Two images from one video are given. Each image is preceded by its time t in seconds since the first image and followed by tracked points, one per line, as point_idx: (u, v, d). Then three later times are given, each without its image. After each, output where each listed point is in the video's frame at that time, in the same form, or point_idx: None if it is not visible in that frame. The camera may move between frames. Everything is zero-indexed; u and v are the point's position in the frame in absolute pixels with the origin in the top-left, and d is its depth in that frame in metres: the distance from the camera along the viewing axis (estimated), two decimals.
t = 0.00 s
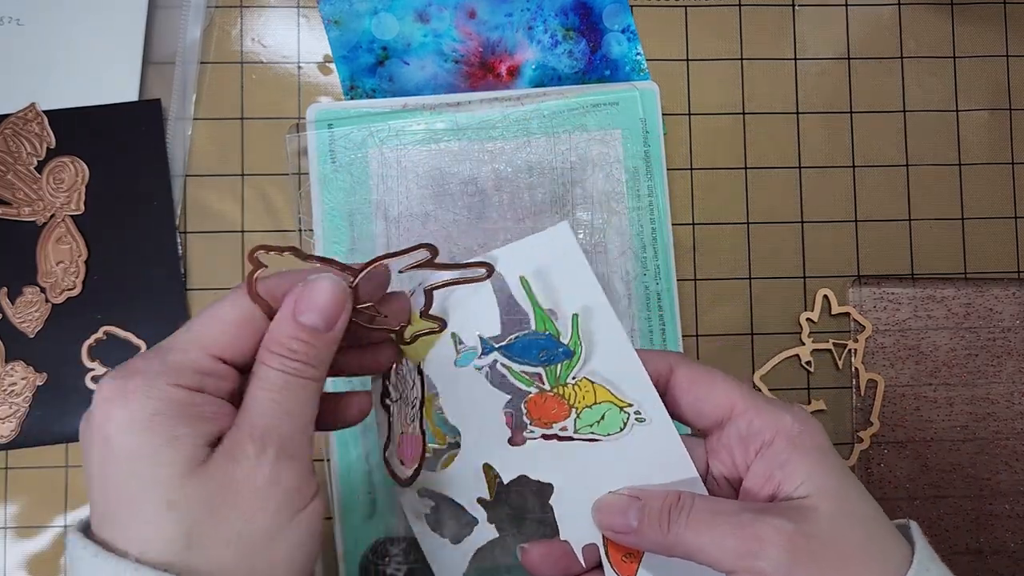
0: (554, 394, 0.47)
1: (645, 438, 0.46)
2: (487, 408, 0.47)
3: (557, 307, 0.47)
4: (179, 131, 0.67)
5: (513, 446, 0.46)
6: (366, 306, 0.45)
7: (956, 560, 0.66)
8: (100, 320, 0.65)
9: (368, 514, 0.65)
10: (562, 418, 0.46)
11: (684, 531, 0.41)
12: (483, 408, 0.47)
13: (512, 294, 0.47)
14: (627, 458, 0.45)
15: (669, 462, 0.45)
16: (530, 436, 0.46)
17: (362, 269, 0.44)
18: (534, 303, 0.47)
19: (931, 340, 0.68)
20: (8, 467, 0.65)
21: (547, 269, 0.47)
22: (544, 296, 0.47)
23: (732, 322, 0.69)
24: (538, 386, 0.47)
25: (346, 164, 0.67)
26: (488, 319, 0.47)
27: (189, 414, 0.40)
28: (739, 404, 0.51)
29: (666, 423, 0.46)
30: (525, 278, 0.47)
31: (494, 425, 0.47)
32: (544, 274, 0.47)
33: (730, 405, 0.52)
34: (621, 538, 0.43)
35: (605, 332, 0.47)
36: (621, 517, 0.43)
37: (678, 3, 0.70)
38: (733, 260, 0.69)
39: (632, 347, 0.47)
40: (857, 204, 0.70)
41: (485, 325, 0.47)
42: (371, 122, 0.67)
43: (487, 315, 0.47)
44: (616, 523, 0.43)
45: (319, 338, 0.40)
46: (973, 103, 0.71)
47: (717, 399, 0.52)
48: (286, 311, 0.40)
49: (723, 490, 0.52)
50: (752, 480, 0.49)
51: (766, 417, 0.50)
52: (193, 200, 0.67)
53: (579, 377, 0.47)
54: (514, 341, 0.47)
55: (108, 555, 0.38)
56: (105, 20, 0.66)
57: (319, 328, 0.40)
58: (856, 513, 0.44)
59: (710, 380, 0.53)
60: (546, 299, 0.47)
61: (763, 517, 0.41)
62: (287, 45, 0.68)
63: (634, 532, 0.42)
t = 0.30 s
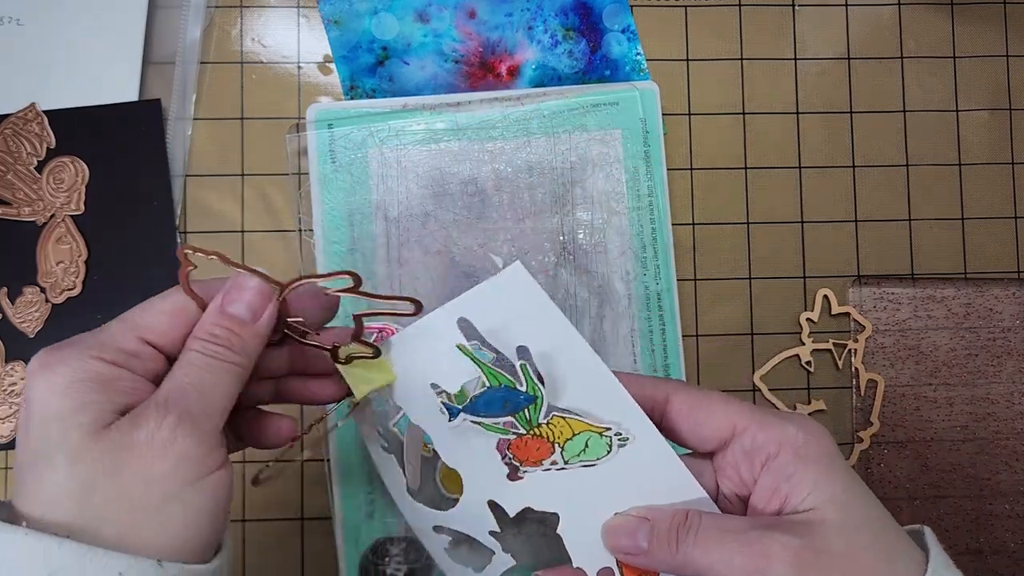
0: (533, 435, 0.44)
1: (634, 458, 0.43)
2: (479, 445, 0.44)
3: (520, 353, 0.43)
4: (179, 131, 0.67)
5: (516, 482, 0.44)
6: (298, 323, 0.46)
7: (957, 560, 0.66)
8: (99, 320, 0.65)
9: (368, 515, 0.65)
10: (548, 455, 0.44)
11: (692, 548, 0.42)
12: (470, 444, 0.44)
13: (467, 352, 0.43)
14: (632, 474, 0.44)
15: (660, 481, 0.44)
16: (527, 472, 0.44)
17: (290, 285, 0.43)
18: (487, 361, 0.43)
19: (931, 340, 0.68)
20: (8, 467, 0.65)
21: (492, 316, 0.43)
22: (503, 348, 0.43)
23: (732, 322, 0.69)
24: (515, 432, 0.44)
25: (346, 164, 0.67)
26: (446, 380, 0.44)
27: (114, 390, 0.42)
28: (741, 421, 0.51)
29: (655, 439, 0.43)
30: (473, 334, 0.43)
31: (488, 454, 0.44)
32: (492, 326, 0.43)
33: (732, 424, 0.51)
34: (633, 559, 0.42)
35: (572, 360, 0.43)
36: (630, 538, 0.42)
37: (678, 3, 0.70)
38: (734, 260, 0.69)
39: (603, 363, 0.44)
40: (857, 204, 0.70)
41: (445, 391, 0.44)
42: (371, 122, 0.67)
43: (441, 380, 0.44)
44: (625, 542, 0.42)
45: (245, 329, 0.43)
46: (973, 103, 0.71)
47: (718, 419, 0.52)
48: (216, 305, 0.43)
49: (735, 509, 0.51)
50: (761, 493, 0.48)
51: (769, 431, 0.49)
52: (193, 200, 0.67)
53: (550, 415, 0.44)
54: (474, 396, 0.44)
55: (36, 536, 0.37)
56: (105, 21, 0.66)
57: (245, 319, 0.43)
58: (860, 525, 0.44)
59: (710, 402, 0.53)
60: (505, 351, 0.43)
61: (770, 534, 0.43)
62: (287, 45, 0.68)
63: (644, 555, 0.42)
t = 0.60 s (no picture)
0: (544, 421, 0.49)
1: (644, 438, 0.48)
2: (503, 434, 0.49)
3: (543, 327, 0.49)
4: (179, 131, 0.67)
5: (531, 472, 0.49)
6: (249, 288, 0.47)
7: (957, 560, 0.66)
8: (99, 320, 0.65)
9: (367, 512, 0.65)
10: (561, 441, 0.49)
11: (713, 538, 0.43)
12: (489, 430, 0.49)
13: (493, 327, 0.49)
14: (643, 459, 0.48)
15: (676, 464, 0.48)
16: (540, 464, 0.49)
17: (238, 245, 0.45)
18: (506, 338, 0.49)
19: (931, 340, 0.68)
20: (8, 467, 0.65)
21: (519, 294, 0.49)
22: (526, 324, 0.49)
23: (732, 322, 0.69)
24: (527, 418, 0.49)
25: (346, 164, 0.67)
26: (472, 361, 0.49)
27: (69, 342, 0.44)
28: (760, 415, 0.52)
29: (665, 420, 0.48)
30: (501, 311, 0.49)
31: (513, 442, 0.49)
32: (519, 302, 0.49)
33: (749, 418, 0.52)
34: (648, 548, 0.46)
35: (593, 330, 0.49)
36: (648, 528, 0.45)
37: (678, 3, 0.70)
38: (733, 259, 0.69)
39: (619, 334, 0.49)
40: (857, 204, 0.70)
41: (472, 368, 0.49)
42: (371, 122, 0.67)
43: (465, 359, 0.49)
44: (642, 532, 0.45)
45: (192, 290, 0.43)
46: (973, 103, 0.71)
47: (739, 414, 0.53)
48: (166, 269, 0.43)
49: (753, 499, 0.53)
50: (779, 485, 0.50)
51: (788, 423, 0.50)
52: (193, 199, 0.67)
53: (559, 398, 0.49)
54: (488, 381, 0.50)
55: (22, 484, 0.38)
56: (104, 20, 0.66)
57: (194, 280, 0.43)
58: (869, 521, 0.45)
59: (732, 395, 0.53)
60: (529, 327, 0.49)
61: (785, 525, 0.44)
62: (287, 44, 0.68)
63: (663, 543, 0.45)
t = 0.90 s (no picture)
0: (533, 433, 0.51)
1: (635, 448, 0.50)
2: (497, 447, 0.51)
3: (531, 339, 0.52)
4: (179, 131, 0.67)
5: (525, 485, 0.51)
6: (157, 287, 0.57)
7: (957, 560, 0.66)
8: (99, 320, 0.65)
9: (365, 514, 0.65)
10: (552, 454, 0.51)
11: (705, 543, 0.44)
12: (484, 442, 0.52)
13: (483, 340, 0.53)
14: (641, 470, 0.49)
15: (677, 478, 0.49)
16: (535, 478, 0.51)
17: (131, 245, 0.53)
18: (494, 352, 0.52)
19: (931, 340, 0.68)
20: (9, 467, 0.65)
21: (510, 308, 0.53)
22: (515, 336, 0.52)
23: (732, 322, 0.69)
24: (518, 431, 0.51)
25: (345, 164, 0.67)
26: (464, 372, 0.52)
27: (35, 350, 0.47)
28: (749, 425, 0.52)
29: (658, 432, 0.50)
30: (492, 325, 0.53)
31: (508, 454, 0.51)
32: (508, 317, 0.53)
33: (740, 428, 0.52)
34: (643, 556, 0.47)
35: (579, 342, 0.52)
36: (643, 538, 0.47)
37: (678, 3, 0.70)
38: (734, 259, 0.69)
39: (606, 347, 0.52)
40: (857, 204, 0.70)
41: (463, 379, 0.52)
42: (371, 122, 0.67)
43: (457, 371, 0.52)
44: (638, 541, 0.47)
45: (113, 279, 0.50)
46: (973, 103, 0.71)
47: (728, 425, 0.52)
48: (84, 270, 0.50)
49: (749, 506, 0.53)
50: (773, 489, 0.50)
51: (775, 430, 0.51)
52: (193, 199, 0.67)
53: (548, 408, 0.51)
54: (479, 394, 0.52)
55: (32, 482, 0.40)
56: (104, 20, 0.66)
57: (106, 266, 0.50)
58: (866, 522, 0.45)
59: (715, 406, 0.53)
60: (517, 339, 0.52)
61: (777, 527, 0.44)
62: (287, 44, 0.68)
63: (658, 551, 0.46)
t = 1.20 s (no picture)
0: (578, 403, 0.54)
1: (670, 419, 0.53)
2: (534, 437, 0.53)
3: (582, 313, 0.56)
4: (179, 131, 0.67)
5: (560, 480, 0.52)
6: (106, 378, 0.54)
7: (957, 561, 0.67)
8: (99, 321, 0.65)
9: (366, 512, 0.65)
10: (593, 424, 0.53)
11: (729, 548, 0.46)
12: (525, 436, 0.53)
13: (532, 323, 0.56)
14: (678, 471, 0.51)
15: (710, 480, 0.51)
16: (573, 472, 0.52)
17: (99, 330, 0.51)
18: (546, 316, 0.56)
19: (931, 340, 0.68)
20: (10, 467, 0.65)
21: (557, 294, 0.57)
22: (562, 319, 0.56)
23: (732, 322, 0.69)
24: (563, 397, 0.54)
25: (346, 164, 0.67)
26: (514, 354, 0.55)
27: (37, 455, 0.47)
28: (785, 434, 0.54)
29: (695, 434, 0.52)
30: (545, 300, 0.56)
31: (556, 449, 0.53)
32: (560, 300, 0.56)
33: (776, 436, 0.54)
34: (665, 557, 0.49)
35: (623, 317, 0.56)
36: (668, 537, 0.49)
37: (678, 3, 0.70)
38: (734, 259, 0.69)
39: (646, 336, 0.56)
40: (857, 204, 0.70)
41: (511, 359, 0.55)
42: (372, 122, 0.67)
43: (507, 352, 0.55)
44: (663, 540, 0.49)
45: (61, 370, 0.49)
46: (973, 103, 0.71)
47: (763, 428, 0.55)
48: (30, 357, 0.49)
49: (773, 517, 0.54)
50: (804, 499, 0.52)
51: (814, 446, 0.53)
52: (193, 199, 0.67)
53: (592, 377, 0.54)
54: (528, 359, 0.55)
55: None
56: (104, 20, 0.66)
57: (57, 360, 0.49)
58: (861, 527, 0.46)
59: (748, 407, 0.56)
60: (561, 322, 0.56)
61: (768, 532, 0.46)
62: (287, 45, 0.68)
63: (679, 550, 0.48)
